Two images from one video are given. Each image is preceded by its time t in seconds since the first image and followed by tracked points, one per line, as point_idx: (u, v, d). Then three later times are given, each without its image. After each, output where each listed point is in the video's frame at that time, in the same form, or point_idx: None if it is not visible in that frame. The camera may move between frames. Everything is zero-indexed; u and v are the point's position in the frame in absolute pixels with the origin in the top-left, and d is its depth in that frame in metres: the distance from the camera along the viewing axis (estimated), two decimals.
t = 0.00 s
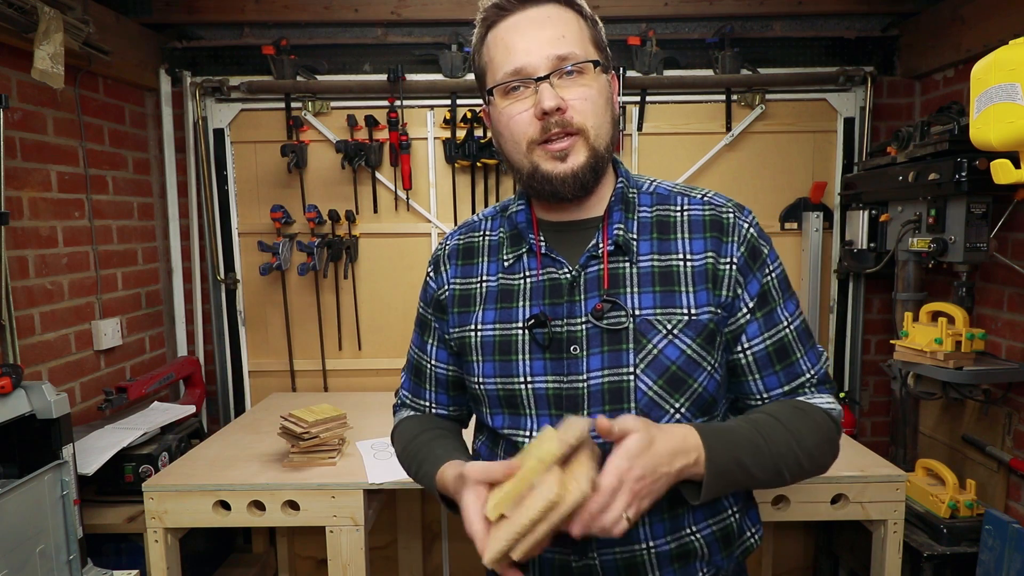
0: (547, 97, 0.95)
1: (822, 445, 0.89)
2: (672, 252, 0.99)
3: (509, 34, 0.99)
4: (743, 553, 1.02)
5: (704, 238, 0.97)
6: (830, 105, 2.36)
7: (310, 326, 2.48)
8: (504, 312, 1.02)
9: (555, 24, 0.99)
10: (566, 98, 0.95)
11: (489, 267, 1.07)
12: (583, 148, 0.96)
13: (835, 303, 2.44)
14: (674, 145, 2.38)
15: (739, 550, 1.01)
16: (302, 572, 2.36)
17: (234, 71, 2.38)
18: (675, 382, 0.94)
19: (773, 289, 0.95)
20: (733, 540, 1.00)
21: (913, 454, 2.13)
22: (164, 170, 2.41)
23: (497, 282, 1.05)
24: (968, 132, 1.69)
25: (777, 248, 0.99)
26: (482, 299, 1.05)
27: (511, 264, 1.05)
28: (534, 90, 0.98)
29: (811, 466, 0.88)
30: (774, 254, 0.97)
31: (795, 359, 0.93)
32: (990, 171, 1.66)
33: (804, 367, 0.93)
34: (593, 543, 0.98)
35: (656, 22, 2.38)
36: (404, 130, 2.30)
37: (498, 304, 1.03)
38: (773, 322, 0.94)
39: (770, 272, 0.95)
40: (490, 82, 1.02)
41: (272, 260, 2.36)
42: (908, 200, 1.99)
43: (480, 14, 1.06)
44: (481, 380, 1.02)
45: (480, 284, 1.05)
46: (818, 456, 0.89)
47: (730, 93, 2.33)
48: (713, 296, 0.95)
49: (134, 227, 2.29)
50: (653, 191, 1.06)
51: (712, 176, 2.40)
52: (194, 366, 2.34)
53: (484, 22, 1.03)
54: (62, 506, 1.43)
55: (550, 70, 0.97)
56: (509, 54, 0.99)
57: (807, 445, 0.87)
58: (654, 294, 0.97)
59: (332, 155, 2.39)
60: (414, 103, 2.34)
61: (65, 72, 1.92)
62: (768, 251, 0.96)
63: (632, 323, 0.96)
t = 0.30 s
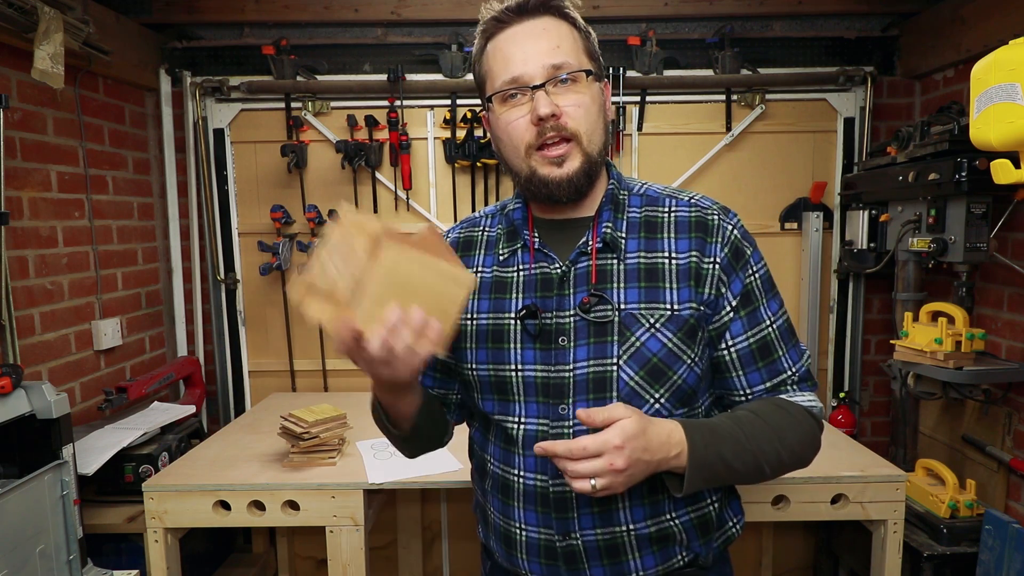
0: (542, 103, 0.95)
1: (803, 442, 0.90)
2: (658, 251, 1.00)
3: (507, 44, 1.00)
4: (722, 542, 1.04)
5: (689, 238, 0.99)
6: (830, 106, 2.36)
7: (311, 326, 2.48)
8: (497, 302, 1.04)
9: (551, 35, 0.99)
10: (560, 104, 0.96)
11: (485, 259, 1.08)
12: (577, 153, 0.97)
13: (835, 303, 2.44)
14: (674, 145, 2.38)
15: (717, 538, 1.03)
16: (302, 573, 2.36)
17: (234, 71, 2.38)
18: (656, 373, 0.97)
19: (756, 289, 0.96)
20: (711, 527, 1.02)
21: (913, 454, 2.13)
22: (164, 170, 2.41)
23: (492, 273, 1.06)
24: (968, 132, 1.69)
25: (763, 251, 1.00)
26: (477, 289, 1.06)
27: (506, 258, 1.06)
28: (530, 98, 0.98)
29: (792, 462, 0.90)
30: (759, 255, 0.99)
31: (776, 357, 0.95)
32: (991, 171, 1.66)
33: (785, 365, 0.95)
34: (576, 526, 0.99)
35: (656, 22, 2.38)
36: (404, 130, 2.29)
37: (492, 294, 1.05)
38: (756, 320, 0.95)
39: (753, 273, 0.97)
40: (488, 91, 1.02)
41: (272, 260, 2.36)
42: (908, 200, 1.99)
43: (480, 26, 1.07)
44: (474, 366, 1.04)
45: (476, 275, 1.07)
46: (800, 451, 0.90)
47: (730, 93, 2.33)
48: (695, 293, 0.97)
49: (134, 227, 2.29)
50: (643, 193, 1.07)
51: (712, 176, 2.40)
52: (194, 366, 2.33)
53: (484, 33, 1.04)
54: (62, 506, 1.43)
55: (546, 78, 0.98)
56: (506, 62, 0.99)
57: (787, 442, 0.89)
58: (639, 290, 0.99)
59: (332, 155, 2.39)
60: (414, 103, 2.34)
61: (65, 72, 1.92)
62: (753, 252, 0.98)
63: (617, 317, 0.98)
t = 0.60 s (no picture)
0: (540, 112, 0.96)
1: (785, 438, 0.90)
2: (650, 251, 1.00)
3: (509, 54, 0.99)
4: (708, 534, 1.03)
5: (680, 240, 0.99)
6: (830, 106, 2.36)
7: (311, 326, 2.48)
8: (495, 298, 1.04)
9: (552, 47, 0.99)
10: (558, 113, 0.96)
11: (486, 258, 1.09)
12: (573, 161, 0.97)
13: (835, 303, 2.44)
14: (674, 145, 2.38)
15: (704, 530, 1.03)
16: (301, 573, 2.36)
17: (234, 71, 2.38)
18: (645, 368, 0.96)
19: (744, 290, 0.96)
20: (696, 517, 1.01)
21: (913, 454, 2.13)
22: (164, 170, 2.41)
23: (491, 271, 1.07)
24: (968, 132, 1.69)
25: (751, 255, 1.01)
26: (477, 286, 1.07)
27: (506, 256, 1.06)
28: (530, 107, 0.98)
29: (775, 456, 0.90)
30: (747, 258, 0.99)
31: (762, 355, 0.95)
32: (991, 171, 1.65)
33: (771, 363, 0.95)
34: (564, 513, 0.99)
35: (656, 22, 2.38)
36: (404, 130, 2.29)
37: (491, 291, 1.05)
38: (744, 321, 0.95)
39: (741, 275, 0.97)
40: (489, 98, 1.02)
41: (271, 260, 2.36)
42: (908, 200, 1.99)
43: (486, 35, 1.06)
44: (473, 359, 1.05)
45: (477, 272, 1.08)
46: (782, 447, 0.90)
47: (730, 93, 2.33)
48: (684, 292, 0.97)
49: (134, 227, 2.29)
50: (638, 197, 1.07)
51: (712, 176, 2.40)
52: (194, 366, 2.33)
53: (489, 42, 1.03)
54: (62, 506, 1.43)
55: (545, 88, 0.98)
56: (506, 71, 0.99)
57: (770, 439, 0.89)
58: (631, 288, 0.99)
59: (332, 155, 2.39)
60: (414, 103, 2.35)
61: (65, 72, 1.92)
62: (741, 256, 0.98)
63: (609, 313, 0.98)
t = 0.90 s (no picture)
0: (524, 137, 0.96)
1: (754, 444, 0.89)
2: (639, 248, 1.00)
3: (505, 71, 0.98)
4: (693, 524, 1.03)
5: (668, 237, 0.99)
6: (830, 105, 2.36)
7: (311, 326, 2.48)
8: (496, 291, 1.05)
9: (546, 69, 0.96)
10: (543, 138, 0.96)
11: (488, 254, 1.10)
12: (553, 185, 0.99)
13: (835, 303, 2.44)
14: (674, 145, 2.38)
15: (689, 520, 1.03)
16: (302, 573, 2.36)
17: (234, 71, 2.38)
18: (630, 357, 0.96)
19: (726, 286, 0.95)
20: (681, 506, 1.01)
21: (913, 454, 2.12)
22: (164, 170, 2.41)
23: (493, 266, 1.08)
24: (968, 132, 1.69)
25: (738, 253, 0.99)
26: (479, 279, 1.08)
27: (507, 253, 1.07)
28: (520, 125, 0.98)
29: (737, 460, 0.90)
30: (733, 257, 0.97)
31: (739, 351, 0.94)
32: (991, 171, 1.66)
33: (747, 360, 0.93)
34: (553, 495, 1.00)
35: (656, 22, 2.38)
36: (404, 130, 2.30)
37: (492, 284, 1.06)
38: (723, 316, 0.94)
39: (724, 271, 0.95)
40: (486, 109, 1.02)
41: (272, 260, 2.36)
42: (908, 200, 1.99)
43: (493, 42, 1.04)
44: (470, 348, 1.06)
45: (479, 267, 1.09)
46: (749, 451, 0.90)
47: (730, 93, 2.33)
48: (669, 285, 0.97)
49: (134, 227, 2.29)
50: (631, 198, 1.06)
51: (712, 176, 2.40)
52: (194, 366, 2.33)
53: (492, 52, 1.01)
54: (62, 506, 1.43)
55: (534, 111, 0.96)
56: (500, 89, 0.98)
57: (736, 445, 0.89)
58: (620, 282, 0.99)
59: (332, 155, 2.39)
60: (414, 103, 2.35)
61: (65, 72, 1.92)
62: (726, 253, 0.97)
63: (599, 305, 0.99)
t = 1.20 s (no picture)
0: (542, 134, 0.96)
1: (736, 444, 0.90)
2: (635, 250, 0.99)
3: (522, 70, 0.98)
4: (681, 524, 1.02)
5: (664, 240, 0.99)
6: (830, 106, 2.36)
7: (311, 326, 2.48)
8: (496, 288, 1.06)
9: (562, 69, 0.97)
10: (560, 135, 0.97)
11: (491, 252, 1.10)
12: (569, 181, 0.99)
13: (835, 303, 2.44)
14: (674, 145, 2.38)
15: (676, 518, 1.01)
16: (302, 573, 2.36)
17: (234, 71, 2.38)
18: (619, 356, 0.97)
19: (717, 288, 0.95)
20: (667, 504, 0.99)
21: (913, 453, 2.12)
22: (164, 170, 2.41)
23: (495, 264, 1.08)
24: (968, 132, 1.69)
25: (733, 256, 0.99)
26: (481, 276, 1.09)
27: (510, 251, 1.08)
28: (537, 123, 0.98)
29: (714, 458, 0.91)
30: (728, 260, 0.97)
31: (728, 352, 0.94)
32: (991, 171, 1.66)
33: (736, 361, 0.94)
34: (540, 486, 1.01)
35: (656, 22, 2.38)
36: (404, 130, 2.30)
37: (493, 281, 1.07)
38: (713, 317, 0.94)
39: (716, 274, 0.96)
40: (499, 107, 1.02)
41: (272, 260, 2.36)
42: (908, 200, 1.99)
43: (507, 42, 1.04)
44: (469, 343, 1.07)
45: (482, 263, 1.10)
46: (730, 451, 0.90)
47: (730, 93, 2.33)
48: (660, 287, 0.97)
49: (134, 227, 2.29)
50: (631, 200, 1.06)
51: (712, 176, 2.40)
52: (194, 366, 2.33)
53: (506, 52, 1.02)
54: (62, 506, 1.43)
55: (551, 109, 0.97)
56: (516, 88, 0.98)
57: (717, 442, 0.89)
58: (613, 282, 0.99)
59: (332, 155, 2.39)
60: (414, 103, 2.35)
61: (65, 72, 1.92)
62: (720, 256, 0.97)
63: (591, 305, 0.99)
